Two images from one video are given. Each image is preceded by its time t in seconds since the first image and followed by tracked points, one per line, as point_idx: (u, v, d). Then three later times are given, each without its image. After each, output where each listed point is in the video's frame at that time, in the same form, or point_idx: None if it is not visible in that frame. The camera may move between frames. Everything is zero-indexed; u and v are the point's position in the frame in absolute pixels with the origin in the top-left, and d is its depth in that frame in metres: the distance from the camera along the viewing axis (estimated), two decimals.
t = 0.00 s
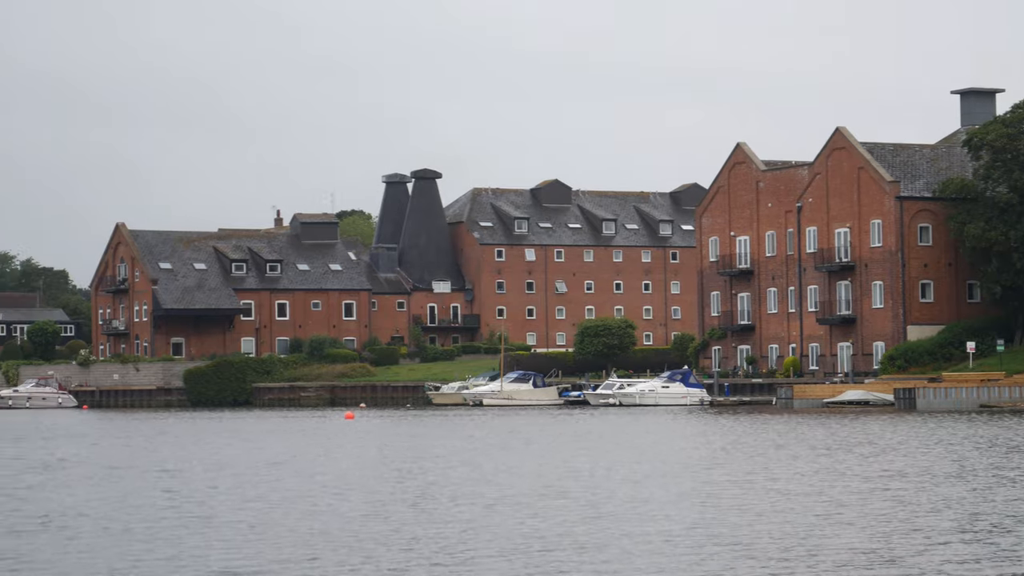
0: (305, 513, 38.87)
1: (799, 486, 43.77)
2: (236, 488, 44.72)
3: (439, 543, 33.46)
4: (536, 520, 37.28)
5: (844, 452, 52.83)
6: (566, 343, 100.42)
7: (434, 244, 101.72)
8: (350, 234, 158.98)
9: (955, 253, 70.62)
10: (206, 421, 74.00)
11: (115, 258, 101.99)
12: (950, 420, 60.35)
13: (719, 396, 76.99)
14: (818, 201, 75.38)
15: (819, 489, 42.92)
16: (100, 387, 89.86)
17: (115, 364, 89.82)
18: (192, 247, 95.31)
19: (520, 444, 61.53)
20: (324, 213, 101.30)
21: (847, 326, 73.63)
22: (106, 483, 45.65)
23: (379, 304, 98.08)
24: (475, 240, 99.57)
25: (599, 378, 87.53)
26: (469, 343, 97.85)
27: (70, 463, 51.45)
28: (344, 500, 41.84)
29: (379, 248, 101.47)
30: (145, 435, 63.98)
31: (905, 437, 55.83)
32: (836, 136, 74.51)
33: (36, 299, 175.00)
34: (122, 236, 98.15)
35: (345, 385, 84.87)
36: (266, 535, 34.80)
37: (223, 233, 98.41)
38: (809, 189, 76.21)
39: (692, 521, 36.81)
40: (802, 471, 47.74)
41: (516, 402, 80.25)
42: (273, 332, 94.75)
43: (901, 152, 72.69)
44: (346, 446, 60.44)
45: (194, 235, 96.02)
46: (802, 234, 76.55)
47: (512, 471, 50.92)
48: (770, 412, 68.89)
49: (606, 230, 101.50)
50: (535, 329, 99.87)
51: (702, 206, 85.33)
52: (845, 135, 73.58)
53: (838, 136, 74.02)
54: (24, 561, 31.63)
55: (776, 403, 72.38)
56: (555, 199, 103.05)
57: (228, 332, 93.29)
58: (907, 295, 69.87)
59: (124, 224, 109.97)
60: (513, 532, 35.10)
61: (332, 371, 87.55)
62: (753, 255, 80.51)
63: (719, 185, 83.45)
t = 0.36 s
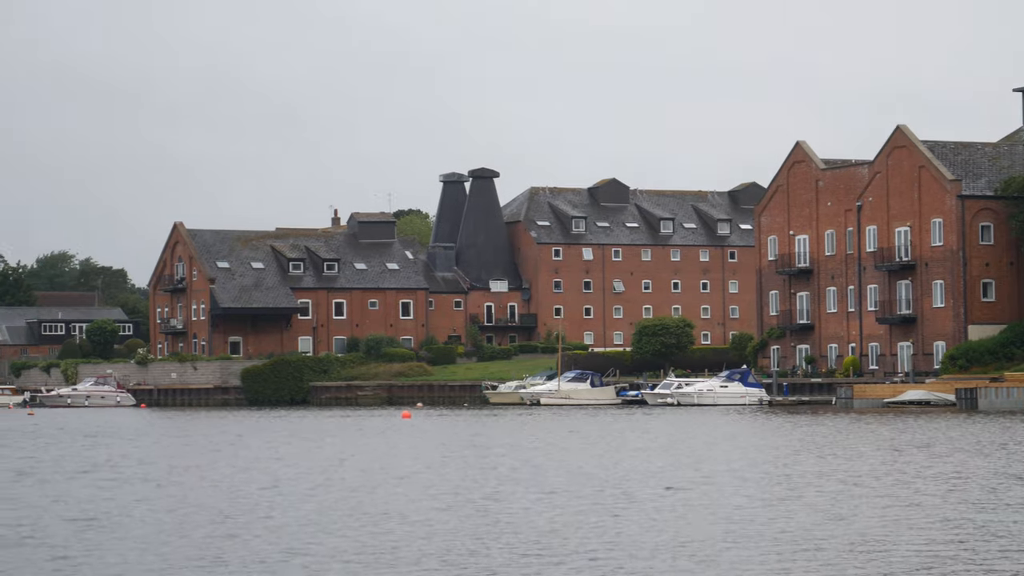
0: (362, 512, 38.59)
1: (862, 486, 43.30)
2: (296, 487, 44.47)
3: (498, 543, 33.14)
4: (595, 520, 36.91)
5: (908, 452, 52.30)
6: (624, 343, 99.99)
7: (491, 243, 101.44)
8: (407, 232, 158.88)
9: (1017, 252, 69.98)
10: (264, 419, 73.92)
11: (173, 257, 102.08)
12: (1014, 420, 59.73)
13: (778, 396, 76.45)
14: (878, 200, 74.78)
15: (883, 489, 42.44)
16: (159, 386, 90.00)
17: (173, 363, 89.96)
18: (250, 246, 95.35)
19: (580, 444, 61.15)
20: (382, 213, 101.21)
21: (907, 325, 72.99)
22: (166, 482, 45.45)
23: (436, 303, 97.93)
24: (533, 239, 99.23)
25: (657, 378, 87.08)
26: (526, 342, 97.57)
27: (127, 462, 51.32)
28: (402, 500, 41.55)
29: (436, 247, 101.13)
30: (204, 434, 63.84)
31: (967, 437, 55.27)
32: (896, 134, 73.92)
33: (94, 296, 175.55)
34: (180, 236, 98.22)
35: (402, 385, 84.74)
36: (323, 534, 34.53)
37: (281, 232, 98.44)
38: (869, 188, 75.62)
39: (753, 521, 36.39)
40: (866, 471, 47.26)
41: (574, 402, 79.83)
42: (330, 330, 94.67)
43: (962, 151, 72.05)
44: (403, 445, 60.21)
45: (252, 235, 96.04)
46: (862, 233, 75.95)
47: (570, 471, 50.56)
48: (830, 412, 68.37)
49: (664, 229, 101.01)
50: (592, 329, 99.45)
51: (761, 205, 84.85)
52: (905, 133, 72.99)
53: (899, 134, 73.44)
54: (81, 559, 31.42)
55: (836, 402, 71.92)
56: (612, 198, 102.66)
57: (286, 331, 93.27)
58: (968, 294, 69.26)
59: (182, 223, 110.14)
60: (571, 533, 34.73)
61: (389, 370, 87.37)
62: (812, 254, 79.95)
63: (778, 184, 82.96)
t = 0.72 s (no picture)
0: (417, 514, 38.20)
1: (922, 489, 42.73)
2: (351, 487, 44.18)
3: (556, 546, 32.68)
4: (653, 524, 36.43)
5: (968, 454, 51.65)
6: (680, 343, 99.32)
7: (548, 244, 100.96)
8: (463, 233, 158.54)
9: None
10: (320, 419, 73.66)
11: (229, 258, 102.06)
12: None
13: (836, 397, 75.76)
14: (938, 199, 74.04)
15: (943, 492, 41.86)
16: (215, 386, 89.89)
17: (230, 363, 89.92)
18: (306, 246, 95.23)
19: (636, 445, 60.69)
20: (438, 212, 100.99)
21: (967, 326, 72.18)
22: (221, 482, 45.26)
23: (492, 303, 97.54)
24: (589, 239, 98.72)
25: (714, 379, 86.44)
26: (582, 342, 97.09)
27: (182, 462, 51.09)
28: (458, 501, 41.13)
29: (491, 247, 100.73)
30: (259, 434, 63.66)
31: None
32: (956, 132, 73.20)
33: (150, 297, 175.86)
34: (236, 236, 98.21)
35: (458, 385, 84.39)
36: (378, 535, 34.15)
37: (337, 232, 98.38)
38: (928, 187, 74.89)
39: (813, 524, 35.86)
40: (926, 474, 46.67)
41: (630, 402, 79.31)
42: (386, 331, 94.36)
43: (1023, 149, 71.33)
44: (459, 446, 59.80)
45: (308, 235, 95.96)
46: (921, 232, 75.19)
47: (627, 472, 50.07)
48: (888, 413, 67.70)
49: (721, 229, 100.35)
50: (649, 329, 98.82)
51: (819, 205, 84.18)
52: (965, 131, 72.28)
53: (959, 133, 72.74)
54: (134, 561, 31.11)
55: (895, 403, 71.23)
56: (669, 198, 102.14)
57: (342, 331, 93.03)
58: None
59: (238, 224, 110.04)
60: (628, 535, 34.26)
61: (445, 371, 86.95)
62: (871, 254, 79.19)
63: (836, 183, 82.29)
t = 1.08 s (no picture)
0: (467, 514, 37.84)
1: (979, 491, 42.17)
2: (402, 488, 43.87)
3: (607, 547, 32.26)
4: (705, 525, 35.94)
5: None
6: (733, 344, 98.68)
7: (599, 244, 100.37)
8: (514, 233, 158.22)
9: None
10: (371, 420, 73.43)
11: (280, 258, 101.94)
12: None
13: (890, 398, 75.11)
14: (994, 199, 73.31)
15: (1000, 493, 41.30)
16: (266, 386, 89.76)
17: (281, 363, 89.92)
18: (358, 246, 95.17)
19: (689, 446, 60.24)
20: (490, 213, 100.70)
21: None
22: (272, 482, 45.03)
23: (543, 303, 97.10)
24: (640, 239, 98.16)
25: (768, 380, 85.77)
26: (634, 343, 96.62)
27: (232, 462, 50.89)
28: (508, 501, 40.78)
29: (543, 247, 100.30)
30: (309, 434, 63.41)
31: None
32: (1012, 131, 72.47)
33: (202, 298, 175.95)
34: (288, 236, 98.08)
35: (509, 385, 83.92)
36: (427, 535, 33.79)
37: (388, 232, 98.23)
38: (984, 186, 74.15)
39: (868, 526, 35.31)
40: (983, 475, 46.08)
41: (682, 403, 78.84)
42: (437, 331, 94.02)
43: None
44: (510, 446, 59.42)
45: (359, 235, 95.86)
46: (977, 233, 74.45)
47: (679, 473, 49.62)
48: (943, 415, 67.06)
49: (774, 229, 99.60)
50: (701, 330, 98.23)
51: (872, 205, 83.49)
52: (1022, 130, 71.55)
53: (1015, 131, 72.01)
54: (180, 560, 30.86)
55: (951, 405, 70.54)
56: (721, 198, 101.48)
57: (393, 332, 92.78)
58: None
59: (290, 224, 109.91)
60: (680, 536, 33.80)
61: (496, 371, 86.50)
62: (925, 254, 78.42)
63: (890, 183, 81.59)
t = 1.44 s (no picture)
0: (521, 517, 37.46)
1: None
2: (456, 489, 43.55)
3: (662, 551, 31.84)
4: (761, 529, 35.45)
5: None
6: (788, 345, 98.10)
7: (654, 244, 99.82)
8: (569, 233, 157.74)
9: None
10: (425, 420, 73.18)
11: (334, 257, 101.76)
12: None
13: (949, 399, 74.41)
14: None
15: None
16: (320, 386, 89.64)
17: (335, 363, 89.75)
18: (412, 246, 94.88)
19: (746, 447, 59.73)
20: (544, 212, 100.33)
21: None
22: (327, 481, 44.75)
23: (598, 303, 96.64)
24: (696, 239, 97.57)
25: (824, 380, 85.14)
26: (689, 343, 96.08)
27: (285, 462, 50.66)
28: (562, 503, 40.38)
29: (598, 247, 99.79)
30: (363, 434, 63.17)
31: None
32: None
33: (257, 297, 176.00)
34: (342, 235, 97.92)
35: (563, 385, 83.34)
36: (479, 538, 33.43)
37: (442, 231, 98.01)
38: None
39: (927, 529, 34.77)
40: None
41: (738, 404, 78.31)
42: (492, 331, 93.77)
43: None
44: (565, 446, 59.00)
45: (412, 234, 95.70)
46: None
47: (735, 475, 49.13)
48: (1003, 416, 66.35)
49: (830, 229, 98.82)
50: (756, 330, 97.71)
51: (931, 204, 82.75)
52: None
53: None
54: (231, 560, 30.59)
55: (1011, 406, 69.84)
56: (777, 198, 100.79)
57: (447, 332, 92.53)
58: None
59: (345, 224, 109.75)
60: (735, 541, 33.33)
61: (551, 371, 86.02)
62: (984, 254, 77.61)
63: (949, 182, 80.83)
